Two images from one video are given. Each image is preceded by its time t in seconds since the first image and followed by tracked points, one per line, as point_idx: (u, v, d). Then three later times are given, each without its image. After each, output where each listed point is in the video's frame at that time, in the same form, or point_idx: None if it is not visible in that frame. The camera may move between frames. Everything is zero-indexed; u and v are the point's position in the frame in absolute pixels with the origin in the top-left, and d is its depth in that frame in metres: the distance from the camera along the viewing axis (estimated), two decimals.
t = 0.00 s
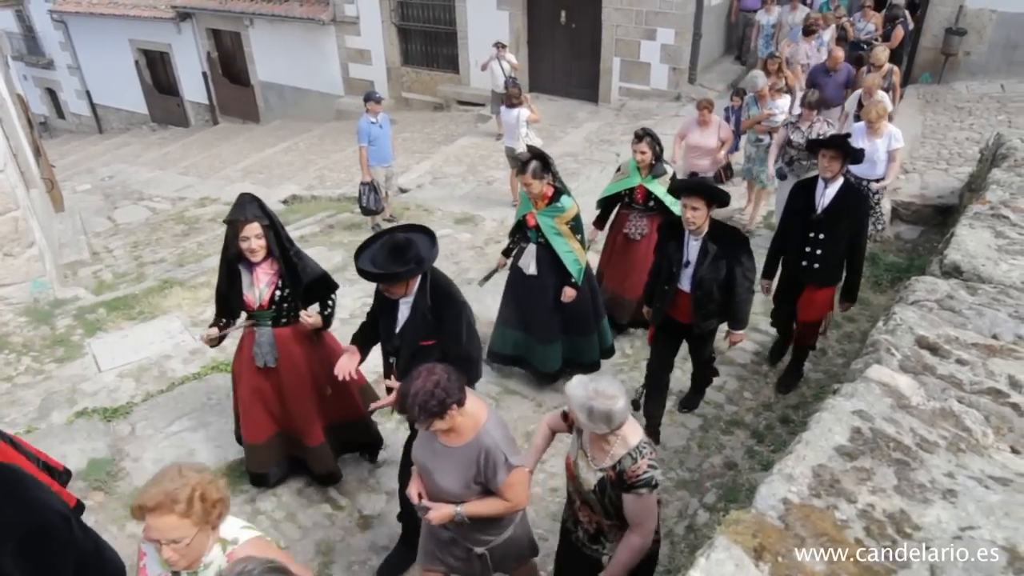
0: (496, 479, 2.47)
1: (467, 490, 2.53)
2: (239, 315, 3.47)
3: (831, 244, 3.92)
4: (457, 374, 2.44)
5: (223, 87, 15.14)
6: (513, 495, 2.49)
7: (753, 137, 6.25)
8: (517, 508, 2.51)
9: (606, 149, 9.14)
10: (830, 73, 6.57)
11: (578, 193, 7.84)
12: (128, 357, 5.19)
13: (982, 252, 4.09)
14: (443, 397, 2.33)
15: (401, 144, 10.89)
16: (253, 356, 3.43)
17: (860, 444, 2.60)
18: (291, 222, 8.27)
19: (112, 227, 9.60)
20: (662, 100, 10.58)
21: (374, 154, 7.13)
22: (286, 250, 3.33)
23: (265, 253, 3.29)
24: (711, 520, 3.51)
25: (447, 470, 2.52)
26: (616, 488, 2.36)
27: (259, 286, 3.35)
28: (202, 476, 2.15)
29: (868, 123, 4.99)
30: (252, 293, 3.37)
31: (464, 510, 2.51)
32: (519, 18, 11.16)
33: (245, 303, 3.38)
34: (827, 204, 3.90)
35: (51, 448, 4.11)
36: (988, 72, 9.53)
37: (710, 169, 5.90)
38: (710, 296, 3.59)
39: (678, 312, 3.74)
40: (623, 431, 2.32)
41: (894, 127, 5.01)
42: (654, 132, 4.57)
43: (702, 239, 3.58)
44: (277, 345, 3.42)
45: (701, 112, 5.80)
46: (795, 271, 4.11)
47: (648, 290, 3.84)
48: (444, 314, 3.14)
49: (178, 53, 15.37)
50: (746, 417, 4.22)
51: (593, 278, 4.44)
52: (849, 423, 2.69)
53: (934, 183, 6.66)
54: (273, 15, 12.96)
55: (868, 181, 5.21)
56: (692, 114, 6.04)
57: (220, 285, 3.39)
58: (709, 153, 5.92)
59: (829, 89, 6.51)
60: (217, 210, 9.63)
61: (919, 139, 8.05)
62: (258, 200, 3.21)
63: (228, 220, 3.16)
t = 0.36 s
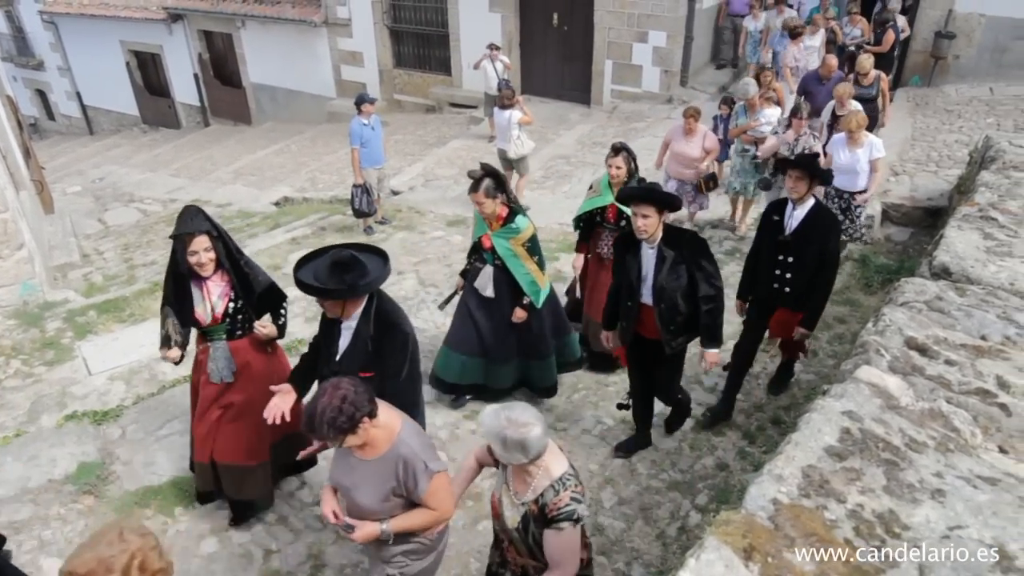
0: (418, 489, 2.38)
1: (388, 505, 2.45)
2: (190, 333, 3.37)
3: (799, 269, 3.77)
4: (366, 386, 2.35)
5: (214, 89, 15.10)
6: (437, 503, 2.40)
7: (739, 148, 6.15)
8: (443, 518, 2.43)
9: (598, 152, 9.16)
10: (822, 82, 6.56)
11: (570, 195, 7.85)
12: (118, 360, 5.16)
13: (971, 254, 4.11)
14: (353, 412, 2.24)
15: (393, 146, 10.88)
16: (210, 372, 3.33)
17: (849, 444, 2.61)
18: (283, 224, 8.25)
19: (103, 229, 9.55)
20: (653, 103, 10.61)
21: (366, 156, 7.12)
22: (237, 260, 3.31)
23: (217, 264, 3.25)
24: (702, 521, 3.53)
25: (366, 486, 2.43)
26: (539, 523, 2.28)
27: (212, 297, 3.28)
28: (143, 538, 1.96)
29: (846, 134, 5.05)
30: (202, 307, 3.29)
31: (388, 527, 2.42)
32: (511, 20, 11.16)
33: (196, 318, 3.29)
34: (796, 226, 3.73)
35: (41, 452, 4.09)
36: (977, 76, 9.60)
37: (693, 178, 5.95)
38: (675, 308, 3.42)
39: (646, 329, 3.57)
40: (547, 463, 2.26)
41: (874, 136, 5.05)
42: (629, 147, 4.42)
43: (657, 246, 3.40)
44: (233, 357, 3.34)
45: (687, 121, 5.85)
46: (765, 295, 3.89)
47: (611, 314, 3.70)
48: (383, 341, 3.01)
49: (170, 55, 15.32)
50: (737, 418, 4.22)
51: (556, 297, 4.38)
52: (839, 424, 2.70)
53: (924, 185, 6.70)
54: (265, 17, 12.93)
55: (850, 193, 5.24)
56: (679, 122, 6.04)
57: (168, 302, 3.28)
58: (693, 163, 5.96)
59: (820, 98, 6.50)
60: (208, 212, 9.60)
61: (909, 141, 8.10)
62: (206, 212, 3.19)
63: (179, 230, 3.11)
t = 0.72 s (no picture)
0: (330, 539, 2.28)
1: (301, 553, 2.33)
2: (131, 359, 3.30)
3: (762, 272, 3.70)
4: (267, 430, 2.22)
5: (204, 89, 15.04)
6: (355, 549, 2.32)
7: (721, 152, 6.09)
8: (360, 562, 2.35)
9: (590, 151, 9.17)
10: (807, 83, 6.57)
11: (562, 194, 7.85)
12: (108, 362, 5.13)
13: (958, 251, 4.14)
14: (254, 461, 2.11)
15: (385, 146, 10.86)
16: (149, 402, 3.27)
17: (836, 441, 2.63)
18: (274, 225, 8.23)
19: (93, 231, 9.50)
20: (644, 101, 10.62)
21: (358, 156, 7.11)
22: (182, 288, 3.21)
23: (159, 292, 3.14)
24: (694, 519, 3.54)
25: (276, 534, 2.31)
26: (460, 558, 2.22)
27: (151, 327, 3.18)
28: None
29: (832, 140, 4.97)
30: (143, 335, 3.20)
31: None
32: (501, 19, 11.15)
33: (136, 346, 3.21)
34: (755, 230, 3.70)
35: (31, 455, 4.06)
36: (965, 74, 9.65)
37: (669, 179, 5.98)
38: (633, 327, 3.39)
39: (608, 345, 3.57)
40: (465, 494, 2.18)
41: (860, 140, 4.97)
42: (604, 145, 4.35)
43: (618, 262, 3.39)
44: (171, 389, 3.26)
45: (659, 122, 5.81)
46: (727, 301, 3.84)
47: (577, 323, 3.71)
48: (318, 370, 2.73)
49: (159, 55, 15.25)
50: (730, 415, 4.23)
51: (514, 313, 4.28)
52: (826, 421, 2.71)
53: (913, 182, 6.74)
54: (256, 16, 12.89)
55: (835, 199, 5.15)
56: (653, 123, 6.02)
57: (110, 325, 3.21)
58: (668, 163, 5.97)
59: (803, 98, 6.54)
60: (199, 213, 9.57)
61: (899, 139, 8.14)
62: (151, 237, 3.08)
63: (119, 258, 3.02)
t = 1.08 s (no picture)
0: None
1: None
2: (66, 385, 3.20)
3: (738, 295, 3.52)
4: (183, 474, 2.12)
5: (201, 100, 15.08)
6: None
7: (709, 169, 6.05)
8: None
9: (586, 159, 9.21)
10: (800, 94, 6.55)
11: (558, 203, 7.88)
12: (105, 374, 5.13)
13: (952, 257, 4.16)
14: (158, 510, 2.00)
15: (381, 156, 10.90)
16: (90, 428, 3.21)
17: (831, 448, 2.64)
18: (271, 235, 8.25)
19: (89, 243, 9.50)
20: (640, 110, 10.67)
21: (354, 166, 7.13)
22: (117, 310, 3.11)
23: (92, 313, 3.07)
24: (692, 526, 3.55)
25: None
26: None
27: (86, 351, 3.12)
28: None
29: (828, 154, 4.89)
30: (77, 359, 3.12)
31: None
32: (497, 29, 11.21)
33: (71, 371, 3.14)
34: (728, 249, 3.51)
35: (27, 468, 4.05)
36: (958, 81, 9.72)
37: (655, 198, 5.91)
38: (588, 366, 3.24)
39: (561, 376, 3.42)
40: (394, 561, 2.10)
41: (858, 154, 4.87)
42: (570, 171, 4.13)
43: (579, 299, 3.22)
44: (110, 415, 3.20)
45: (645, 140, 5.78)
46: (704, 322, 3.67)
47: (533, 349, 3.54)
48: (230, 389, 2.71)
49: (155, 67, 15.28)
50: (727, 423, 4.24)
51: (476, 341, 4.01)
52: (821, 428, 2.73)
53: (908, 189, 6.77)
54: (252, 28, 12.93)
55: (833, 213, 5.10)
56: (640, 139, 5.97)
57: (44, 351, 3.13)
58: (654, 181, 5.91)
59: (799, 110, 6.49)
60: (196, 224, 9.58)
61: (893, 145, 8.18)
62: (81, 255, 3.01)
63: (47, 280, 2.91)
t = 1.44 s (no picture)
0: None
1: None
2: None
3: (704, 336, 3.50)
4: (64, 533, 1.83)
5: (199, 115, 15.15)
6: None
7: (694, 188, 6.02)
8: None
9: (583, 173, 9.26)
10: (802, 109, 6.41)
11: (555, 217, 7.92)
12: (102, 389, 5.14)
13: (947, 270, 4.19)
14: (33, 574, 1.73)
15: (379, 170, 10.95)
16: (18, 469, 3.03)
17: (826, 460, 2.66)
18: (269, 250, 8.28)
19: (87, 257, 9.52)
20: (636, 124, 10.73)
21: (353, 181, 7.16)
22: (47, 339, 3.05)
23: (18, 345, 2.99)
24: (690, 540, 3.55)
25: None
26: None
27: (17, 384, 3.00)
28: None
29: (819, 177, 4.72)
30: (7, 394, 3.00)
31: None
32: (494, 44, 11.30)
33: None
34: (695, 288, 3.49)
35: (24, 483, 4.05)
36: (952, 94, 9.79)
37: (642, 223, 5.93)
38: (550, 402, 3.18)
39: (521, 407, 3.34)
40: None
41: (847, 179, 4.74)
42: (530, 190, 4.19)
43: (540, 325, 3.14)
44: (44, 451, 3.07)
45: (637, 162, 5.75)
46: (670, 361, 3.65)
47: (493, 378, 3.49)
48: (166, 412, 2.43)
49: (154, 82, 15.37)
50: (726, 437, 4.25)
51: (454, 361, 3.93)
52: (816, 441, 2.75)
53: (904, 202, 6.81)
54: (251, 43, 13.01)
55: (820, 239, 4.92)
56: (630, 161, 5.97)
57: None
58: (642, 206, 5.93)
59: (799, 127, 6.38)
60: (194, 238, 9.60)
61: (888, 158, 8.24)
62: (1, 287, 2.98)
63: None
